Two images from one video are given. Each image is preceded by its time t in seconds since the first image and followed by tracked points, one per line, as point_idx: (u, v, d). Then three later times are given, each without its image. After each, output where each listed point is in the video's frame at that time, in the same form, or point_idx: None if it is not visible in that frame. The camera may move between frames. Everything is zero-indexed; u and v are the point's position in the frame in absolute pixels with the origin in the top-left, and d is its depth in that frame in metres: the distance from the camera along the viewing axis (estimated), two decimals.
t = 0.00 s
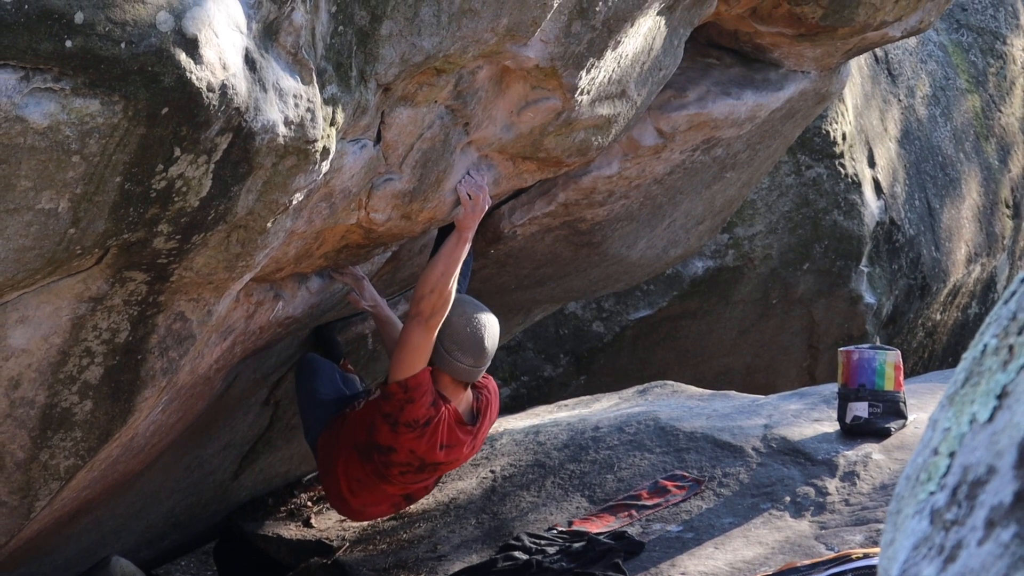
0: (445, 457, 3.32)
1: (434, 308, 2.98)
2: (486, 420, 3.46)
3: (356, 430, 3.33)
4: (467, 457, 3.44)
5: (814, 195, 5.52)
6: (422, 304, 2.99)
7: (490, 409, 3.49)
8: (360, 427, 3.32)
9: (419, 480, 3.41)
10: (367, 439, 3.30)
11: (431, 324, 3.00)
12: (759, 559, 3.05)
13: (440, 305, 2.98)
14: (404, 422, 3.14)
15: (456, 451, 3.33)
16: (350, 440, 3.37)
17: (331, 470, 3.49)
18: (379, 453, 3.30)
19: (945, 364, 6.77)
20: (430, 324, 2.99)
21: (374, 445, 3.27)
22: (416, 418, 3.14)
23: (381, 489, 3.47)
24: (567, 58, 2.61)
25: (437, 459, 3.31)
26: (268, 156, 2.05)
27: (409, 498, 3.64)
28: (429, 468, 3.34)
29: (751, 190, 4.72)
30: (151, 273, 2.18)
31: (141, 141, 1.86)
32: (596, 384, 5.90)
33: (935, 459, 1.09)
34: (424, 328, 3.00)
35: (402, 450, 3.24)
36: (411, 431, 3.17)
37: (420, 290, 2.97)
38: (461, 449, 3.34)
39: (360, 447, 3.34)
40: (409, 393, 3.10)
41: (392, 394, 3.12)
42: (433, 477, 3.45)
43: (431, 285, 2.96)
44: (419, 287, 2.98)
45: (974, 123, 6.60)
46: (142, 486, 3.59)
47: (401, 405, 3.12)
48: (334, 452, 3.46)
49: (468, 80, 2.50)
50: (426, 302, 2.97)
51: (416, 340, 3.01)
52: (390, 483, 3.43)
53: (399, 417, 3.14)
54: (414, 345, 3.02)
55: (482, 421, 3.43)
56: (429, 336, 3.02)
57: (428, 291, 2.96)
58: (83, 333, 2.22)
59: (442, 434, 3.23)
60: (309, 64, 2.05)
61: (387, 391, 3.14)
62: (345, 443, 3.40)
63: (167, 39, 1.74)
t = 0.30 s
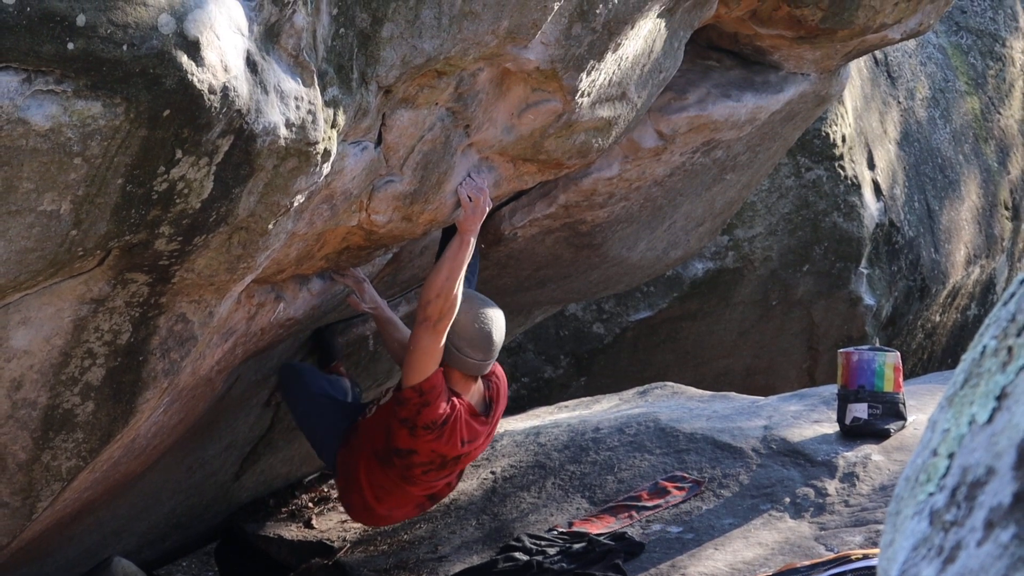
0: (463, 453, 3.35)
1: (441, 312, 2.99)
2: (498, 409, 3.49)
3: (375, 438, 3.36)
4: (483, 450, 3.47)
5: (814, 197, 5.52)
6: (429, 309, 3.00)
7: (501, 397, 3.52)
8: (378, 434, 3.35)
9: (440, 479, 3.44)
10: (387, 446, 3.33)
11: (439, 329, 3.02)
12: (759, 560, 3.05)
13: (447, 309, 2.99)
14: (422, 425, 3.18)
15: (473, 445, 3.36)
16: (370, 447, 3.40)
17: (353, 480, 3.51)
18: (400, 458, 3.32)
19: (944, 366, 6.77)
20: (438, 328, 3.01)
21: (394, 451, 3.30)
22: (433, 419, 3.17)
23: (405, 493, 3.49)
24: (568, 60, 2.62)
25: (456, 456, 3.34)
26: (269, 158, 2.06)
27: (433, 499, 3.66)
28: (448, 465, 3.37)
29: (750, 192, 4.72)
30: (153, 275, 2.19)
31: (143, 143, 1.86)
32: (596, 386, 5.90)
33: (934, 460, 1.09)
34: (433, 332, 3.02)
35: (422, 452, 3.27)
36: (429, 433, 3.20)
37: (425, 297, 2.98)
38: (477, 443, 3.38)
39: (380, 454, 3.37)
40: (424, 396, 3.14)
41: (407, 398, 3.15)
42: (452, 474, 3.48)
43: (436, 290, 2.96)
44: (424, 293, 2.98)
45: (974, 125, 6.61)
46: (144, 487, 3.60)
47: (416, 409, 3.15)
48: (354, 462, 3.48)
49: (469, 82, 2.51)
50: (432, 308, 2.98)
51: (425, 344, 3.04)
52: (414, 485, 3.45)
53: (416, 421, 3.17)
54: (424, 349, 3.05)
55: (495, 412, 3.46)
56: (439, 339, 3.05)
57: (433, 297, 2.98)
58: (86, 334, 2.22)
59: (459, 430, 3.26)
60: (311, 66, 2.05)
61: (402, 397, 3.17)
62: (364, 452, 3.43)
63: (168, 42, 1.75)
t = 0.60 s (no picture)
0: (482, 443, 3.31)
1: (451, 318, 2.92)
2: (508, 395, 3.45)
3: (393, 437, 3.27)
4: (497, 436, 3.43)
5: (814, 198, 5.52)
6: (439, 317, 2.92)
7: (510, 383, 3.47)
8: (395, 433, 3.26)
9: (459, 470, 3.39)
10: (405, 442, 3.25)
11: (450, 334, 2.94)
12: (759, 561, 3.06)
13: (458, 314, 2.92)
14: (448, 422, 3.13)
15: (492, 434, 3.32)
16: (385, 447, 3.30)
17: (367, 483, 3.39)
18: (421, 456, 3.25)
19: (944, 368, 6.77)
20: (449, 332, 2.94)
21: (415, 449, 3.22)
22: (458, 414, 3.12)
23: (422, 491, 3.39)
24: (568, 62, 2.63)
25: (476, 446, 3.29)
26: (270, 160, 2.06)
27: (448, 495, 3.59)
28: (468, 456, 3.33)
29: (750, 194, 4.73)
30: (155, 276, 2.19)
31: (144, 145, 1.87)
32: (596, 387, 5.91)
33: (934, 461, 1.10)
34: (446, 339, 2.95)
35: (445, 447, 3.21)
36: (454, 428, 3.16)
37: (434, 304, 2.92)
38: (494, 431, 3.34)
39: (399, 453, 3.28)
40: (449, 397, 3.09)
41: (432, 401, 3.09)
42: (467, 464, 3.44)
43: (444, 295, 2.90)
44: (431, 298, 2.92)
45: (974, 126, 6.61)
46: (146, 488, 3.60)
47: (440, 409, 3.10)
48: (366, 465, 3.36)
49: (469, 84, 2.51)
50: (441, 314, 2.92)
51: (442, 351, 2.97)
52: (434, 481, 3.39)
53: (443, 420, 3.12)
54: (439, 355, 2.98)
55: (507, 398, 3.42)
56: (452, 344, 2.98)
57: (443, 304, 2.91)
58: (87, 335, 2.23)
59: (481, 422, 3.22)
60: (312, 68, 2.06)
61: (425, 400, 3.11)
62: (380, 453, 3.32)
63: (170, 43, 1.75)
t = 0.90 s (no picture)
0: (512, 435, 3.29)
1: (465, 328, 2.87)
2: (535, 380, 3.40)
3: (424, 424, 3.19)
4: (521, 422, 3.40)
5: (814, 201, 5.52)
6: (453, 328, 2.88)
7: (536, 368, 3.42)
8: (427, 422, 3.19)
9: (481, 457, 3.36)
10: (436, 432, 3.18)
11: (469, 343, 2.89)
12: (758, 562, 3.06)
13: (471, 323, 2.87)
14: (492, 421, 3.10)
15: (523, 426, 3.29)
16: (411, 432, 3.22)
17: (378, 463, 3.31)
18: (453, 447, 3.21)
19: (943, 369, 6.78)
20: (468, 342, 2.89)
21: (451, 441, 3.18)
22: (501, 415, 3.09)
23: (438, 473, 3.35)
24: (569, 65, 2.63)
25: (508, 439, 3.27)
26: (271, 162, 2.07)
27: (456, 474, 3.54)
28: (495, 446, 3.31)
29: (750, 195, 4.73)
30: (156, 278, 2.20)
31: (146, 147, 1.87)
32: (597, 388, 5.91)
33: (933, 462, 1.10)
34: (465, 349, 2.90)
35: (482, 441, 3.19)
36: (498, 425, 3.13)
37: (448, 319, 2.88)
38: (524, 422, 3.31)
39: (427, 439, 3.22)
40: (491, 402, 3.05)
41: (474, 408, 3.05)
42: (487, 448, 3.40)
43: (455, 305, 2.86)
44: (443, 309, 2.88)
45: (973, 128, 6.62)
46: (147, 489, 3.61)
47: (484, 411, 3.06)
48: (384, 444, 3.28)
49: (470, 86, 2.52)
50: (454, 326, 2.87)
51: (467, 360, 2.92)
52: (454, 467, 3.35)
53: (488, 420, 3.09)
54: (465, 364, 2.93)
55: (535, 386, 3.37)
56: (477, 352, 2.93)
57: (453, 314, 2.88)
58: (89, 337, 2.23)
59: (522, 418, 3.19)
60: (313, 71, 2.06)
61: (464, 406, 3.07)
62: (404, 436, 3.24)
63: (172, 46, 1.76)
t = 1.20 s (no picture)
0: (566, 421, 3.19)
1: (472, 333, 2.89)
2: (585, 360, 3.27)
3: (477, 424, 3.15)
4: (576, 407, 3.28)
5: (813, 203, 5.53)
6: (461, 334, 2.90)
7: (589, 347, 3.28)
8: (480, 422, 3.14)
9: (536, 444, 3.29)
10: (487, 432, 3.14)
11: (481, 348, 2.89)
12: (758, 563, 3.07)
13: (478, 328, 2.89)
14: (534, 423, 3.00)
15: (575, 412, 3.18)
16: (463, 433, 3.20)
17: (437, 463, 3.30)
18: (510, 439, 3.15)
19: (942, 371, 6.78)
20: (481, 345, 2.89)
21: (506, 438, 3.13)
22: (541, 414, 2.98)
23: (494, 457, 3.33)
24: (569, 67, 2.64)
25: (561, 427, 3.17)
26: (272, 164, 2.08)
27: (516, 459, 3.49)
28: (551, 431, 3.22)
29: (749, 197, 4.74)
30: (158, 280, 2.20)
31: (148, 149, 1.88)
32: (596, 390, 5.92)
33: (932, 463, 1.11)
34: (480, 353, 2.89)
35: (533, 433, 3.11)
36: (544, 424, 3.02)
37: (455, 325, 2.91)
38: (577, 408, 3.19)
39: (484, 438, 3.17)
40: (521, 407, 2.97)
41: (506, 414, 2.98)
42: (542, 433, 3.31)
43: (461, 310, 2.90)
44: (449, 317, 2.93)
45: (973, 130, 6.63)
46: (148, 491, 3.61)
47: (517, 416, 2.97)
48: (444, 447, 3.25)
49: (471, 88, 2.53)
50: (461, 332, 2.90)
51: (486, 364, 2.91)
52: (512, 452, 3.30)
53: (527, 424, 2.99)
54: (483, 369, 2.91)
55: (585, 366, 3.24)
56: (494, 354, 2.91)
57: (459, 320, 2.91)
58: (91, 338, 2.24)
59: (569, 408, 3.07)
60: (314, 73, 2.07)
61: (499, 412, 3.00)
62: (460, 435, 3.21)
63: (173, 49, 1.77)
